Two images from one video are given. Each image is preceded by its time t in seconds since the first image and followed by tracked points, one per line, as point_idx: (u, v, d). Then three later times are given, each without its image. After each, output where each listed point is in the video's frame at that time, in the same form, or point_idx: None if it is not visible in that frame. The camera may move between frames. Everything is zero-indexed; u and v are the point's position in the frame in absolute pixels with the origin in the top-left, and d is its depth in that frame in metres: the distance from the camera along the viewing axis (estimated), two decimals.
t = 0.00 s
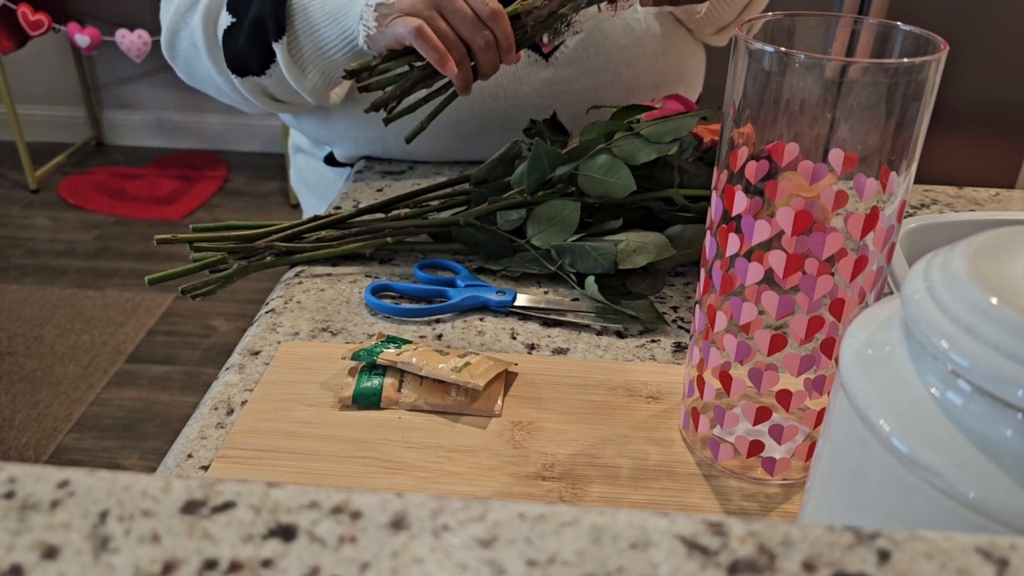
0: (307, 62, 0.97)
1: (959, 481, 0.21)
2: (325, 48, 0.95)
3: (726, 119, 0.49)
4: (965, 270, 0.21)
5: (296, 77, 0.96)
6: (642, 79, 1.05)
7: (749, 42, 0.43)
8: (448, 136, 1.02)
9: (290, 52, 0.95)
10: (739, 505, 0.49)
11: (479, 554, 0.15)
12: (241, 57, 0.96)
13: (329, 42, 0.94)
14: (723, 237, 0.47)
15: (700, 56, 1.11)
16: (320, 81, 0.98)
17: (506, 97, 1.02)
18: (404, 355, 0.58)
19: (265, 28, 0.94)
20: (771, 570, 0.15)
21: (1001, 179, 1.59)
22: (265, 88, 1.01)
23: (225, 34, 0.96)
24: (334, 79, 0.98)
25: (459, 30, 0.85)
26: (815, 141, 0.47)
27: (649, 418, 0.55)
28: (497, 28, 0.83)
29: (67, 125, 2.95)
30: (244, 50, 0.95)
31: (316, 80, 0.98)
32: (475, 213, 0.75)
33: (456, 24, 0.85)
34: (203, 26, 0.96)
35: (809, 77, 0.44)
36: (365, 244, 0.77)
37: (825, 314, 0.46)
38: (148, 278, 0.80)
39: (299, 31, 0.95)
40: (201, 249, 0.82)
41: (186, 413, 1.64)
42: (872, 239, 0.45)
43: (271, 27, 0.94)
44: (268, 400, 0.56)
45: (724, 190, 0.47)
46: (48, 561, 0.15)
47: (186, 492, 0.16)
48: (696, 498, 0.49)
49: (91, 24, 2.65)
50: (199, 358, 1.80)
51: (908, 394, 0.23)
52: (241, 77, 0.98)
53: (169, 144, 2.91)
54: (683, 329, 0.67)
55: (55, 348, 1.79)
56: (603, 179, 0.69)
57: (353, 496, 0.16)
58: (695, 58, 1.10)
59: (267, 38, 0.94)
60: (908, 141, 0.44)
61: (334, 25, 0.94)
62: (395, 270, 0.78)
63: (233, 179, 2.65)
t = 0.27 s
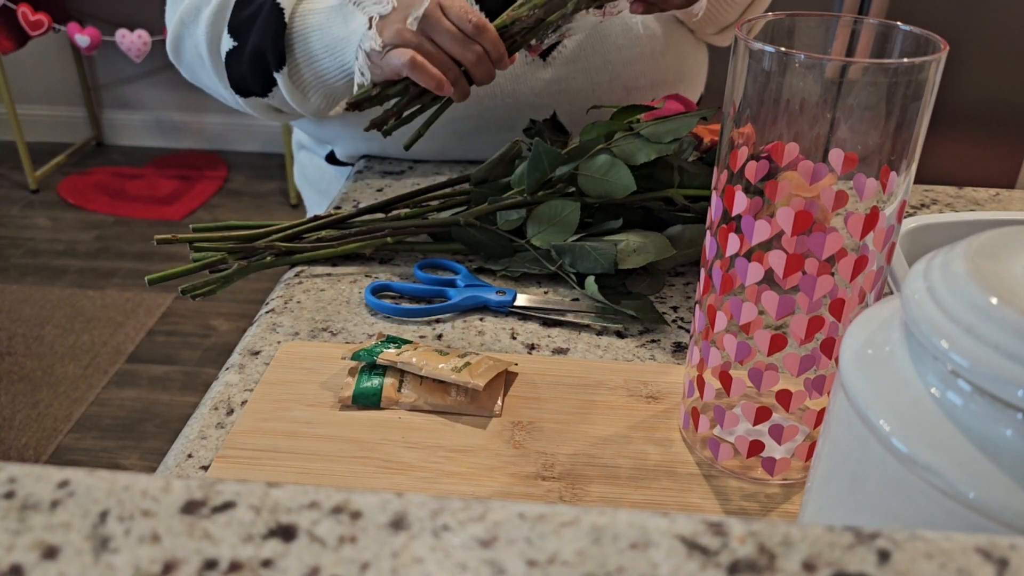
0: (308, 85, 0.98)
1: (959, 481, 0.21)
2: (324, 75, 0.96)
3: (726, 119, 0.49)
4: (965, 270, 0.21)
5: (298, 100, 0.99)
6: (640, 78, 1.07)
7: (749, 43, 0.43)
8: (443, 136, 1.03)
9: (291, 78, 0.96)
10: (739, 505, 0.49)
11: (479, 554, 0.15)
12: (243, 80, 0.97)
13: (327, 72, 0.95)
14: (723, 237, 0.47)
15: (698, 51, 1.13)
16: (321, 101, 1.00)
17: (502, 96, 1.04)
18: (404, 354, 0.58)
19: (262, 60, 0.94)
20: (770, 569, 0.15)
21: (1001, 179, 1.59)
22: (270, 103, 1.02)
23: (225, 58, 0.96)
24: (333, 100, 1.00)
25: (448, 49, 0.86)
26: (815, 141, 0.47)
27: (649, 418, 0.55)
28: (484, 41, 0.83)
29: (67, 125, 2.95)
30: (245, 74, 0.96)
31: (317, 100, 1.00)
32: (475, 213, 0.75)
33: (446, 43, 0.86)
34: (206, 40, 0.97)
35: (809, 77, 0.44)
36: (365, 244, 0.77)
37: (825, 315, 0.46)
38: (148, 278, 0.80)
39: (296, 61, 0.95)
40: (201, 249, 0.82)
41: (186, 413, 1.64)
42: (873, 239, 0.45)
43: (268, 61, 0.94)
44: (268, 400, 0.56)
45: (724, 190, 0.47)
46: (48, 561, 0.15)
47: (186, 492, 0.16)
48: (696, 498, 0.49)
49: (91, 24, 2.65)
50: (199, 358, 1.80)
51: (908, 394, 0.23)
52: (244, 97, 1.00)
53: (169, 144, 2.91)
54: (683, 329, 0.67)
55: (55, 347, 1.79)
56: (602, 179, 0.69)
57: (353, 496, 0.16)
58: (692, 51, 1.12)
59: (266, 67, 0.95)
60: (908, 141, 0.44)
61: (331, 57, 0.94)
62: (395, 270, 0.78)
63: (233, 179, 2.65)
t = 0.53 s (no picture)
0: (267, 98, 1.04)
1: (959, 481, 0.21)
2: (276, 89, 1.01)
3: (726, 119, 0.49)
4: (965, 270, 0.21)
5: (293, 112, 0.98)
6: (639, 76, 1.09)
7: (749, 42, 0.43)
8: (419, 135, 1.06)
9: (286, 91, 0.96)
10: (739, 505, 0.49)
11: (479, 554, 0.15)
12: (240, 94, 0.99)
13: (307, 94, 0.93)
14: (723, 237, 0.47)
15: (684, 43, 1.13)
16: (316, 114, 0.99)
17: (475, 97, 1.05)
18: (404, 355, 0.58)
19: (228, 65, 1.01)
20: (770, 570, 0.15)
21: (1000, 179, 1.60)
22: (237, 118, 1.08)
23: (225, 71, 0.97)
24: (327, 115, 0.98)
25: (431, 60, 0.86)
26: (815, 141, 0.47)
27: (650, 418, 0.55)
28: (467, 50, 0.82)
29: (67, 125, 2.95)
30: (210, 85, 1.03)
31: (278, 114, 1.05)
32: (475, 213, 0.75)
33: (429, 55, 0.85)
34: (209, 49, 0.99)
35: (809, 77, 0.44)
36: (364, 244, 0.77)
37: (825, 315, 0.46)
38: (148, 278, 0.80)
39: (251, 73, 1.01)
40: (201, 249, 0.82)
41: (186, 413, 1.64)
42: (872, 239, 0.45)
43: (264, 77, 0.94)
44: (268, 400, 0.56)
45: (724, 190, 0.47)
46: (48, 562, 0.15)
47: (187, 492, 0.16)
48: (696, 498, 0.49)
49: (91, 24, 2.66)
50: (200, 358, 1.80)
51: (908, 394, 0.23)
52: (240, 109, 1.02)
53: (169, 144, 2.91)
54: (683, 329, 0.67)
55: (55, 348, 1.79)
56: (603, 178, 0.69)
57: (353, 496, 0.16)
58: (680, 41, 1.12)
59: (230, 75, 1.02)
60: (908, 141, 0.44)
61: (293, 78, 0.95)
62: (395, 270, 0.78)
63: (233, 180, 2.65)
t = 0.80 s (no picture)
0: (266, 97, 1.03)
1: (959, 480, 0.21)
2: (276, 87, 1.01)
3: (726, 119, 0.49)
4: (965, 270, 0.21)
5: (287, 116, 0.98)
6: (640, 75, 1.09)
7: (749, 42, 0.43)
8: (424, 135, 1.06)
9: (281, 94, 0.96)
10: (739, 505, 0.49)
11: (479, 554, 0.15)
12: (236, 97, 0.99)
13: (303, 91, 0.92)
14: (723, 237, 0.47)
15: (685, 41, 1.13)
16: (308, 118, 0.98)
17: (481, 96, 1.05)
18: (404, 355, 0.59)
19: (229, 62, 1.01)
20: (770, 570, 0.15)
21: (1002, 179, 1.60)
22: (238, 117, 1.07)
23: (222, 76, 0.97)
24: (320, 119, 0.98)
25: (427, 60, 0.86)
26: (815, 141, 0.47)
27: (650, 418, 0.55)
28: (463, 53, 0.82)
29: (66, 125, 2.95)
30: (211, 83, 1.02)
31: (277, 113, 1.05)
32: (475, 213, 0.75)
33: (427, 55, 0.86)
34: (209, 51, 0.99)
35: (809, 77, 0.44)
36: (364, 244, 0.77)
37: (826, 314, 0.46)
38: (148, 278, 0.80)
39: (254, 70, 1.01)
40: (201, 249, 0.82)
41: (186, 413, 1.64)
42: (872, 239, 0.45)
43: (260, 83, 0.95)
44: (268, 400, 0.56)
45: (724, 190, 0.47)
46: (48, 561, 0.15)
47: (186, 492, 0.16)
48: (696, 498, 0.49)
49: (91, 24, 2.65)
50: (200, 358, 1.80)
51: (908, 394, 0.23)
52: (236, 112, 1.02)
53: (169, 144, 2.91)
54: (683, 329, 0.67)
55: (55, 347, 1.79)
56: (602, 178, 0.69)
57: (353, 496, 0.16)
58: (681, 39, 1.12)
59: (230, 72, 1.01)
60: (908, 141, 0.44)
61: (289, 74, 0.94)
62: (395, 270, 0.78)
63: (233, 180, 2.65)
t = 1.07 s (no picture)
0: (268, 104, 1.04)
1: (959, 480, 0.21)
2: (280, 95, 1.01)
3: (726, 119, 0.49)
4: (965, 270, 0.21)
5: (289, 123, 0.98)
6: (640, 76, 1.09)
7: (749, 42, 0.43)
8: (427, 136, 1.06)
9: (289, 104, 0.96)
10: (739, 505, 0.49)
11: (479, 554, 0.15)
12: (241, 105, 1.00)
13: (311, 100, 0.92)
14: (723, 237, 0.47)
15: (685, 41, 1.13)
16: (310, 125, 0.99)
17: (484, 97, 1.05)
18: (404, 355, 0.59)
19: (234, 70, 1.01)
20: (770, 570, 0.15)
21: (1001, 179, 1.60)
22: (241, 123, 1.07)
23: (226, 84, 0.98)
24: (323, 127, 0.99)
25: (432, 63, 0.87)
26: (815, 141, 0.47)
27: (649, 418, 0.55)
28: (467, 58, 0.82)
29: (67, 125, 2.95)
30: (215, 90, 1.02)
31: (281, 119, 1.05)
32: (475, 213, 0.75)
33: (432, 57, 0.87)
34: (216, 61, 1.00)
35: (809, 77, 0.44)
36: (364, 244, 0.77)
37: (826, 315, 0.46)
38: (148, 278, 0.80)
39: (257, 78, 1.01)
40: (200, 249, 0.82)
41: (186, 413, 1.64)
42: (872, 239, 0.45)
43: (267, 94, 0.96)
44: (268, 400, 0.56)
45: (724, 190, 0.47)
46: (48, 561, 0.15)
47: (186, 493, 0.16)
48: (696, 498, 0.49)
49: (91, 24, 2.65)
50: (200, 358, 1.80)
51: (908, 394, 0.23)
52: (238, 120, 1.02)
53: (169, 144, 2.91)
54: (683, 329, 0.67)
55: (55, 347, 1.79)
56: (603, 178, 0.69)
57: (353, 496, 0.16)
58: (682, 39, 1.12)
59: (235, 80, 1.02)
60: (908, 141, 0.44)
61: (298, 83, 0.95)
62: (395, 270, 0.78)
63: (233, 180, 2.65)
